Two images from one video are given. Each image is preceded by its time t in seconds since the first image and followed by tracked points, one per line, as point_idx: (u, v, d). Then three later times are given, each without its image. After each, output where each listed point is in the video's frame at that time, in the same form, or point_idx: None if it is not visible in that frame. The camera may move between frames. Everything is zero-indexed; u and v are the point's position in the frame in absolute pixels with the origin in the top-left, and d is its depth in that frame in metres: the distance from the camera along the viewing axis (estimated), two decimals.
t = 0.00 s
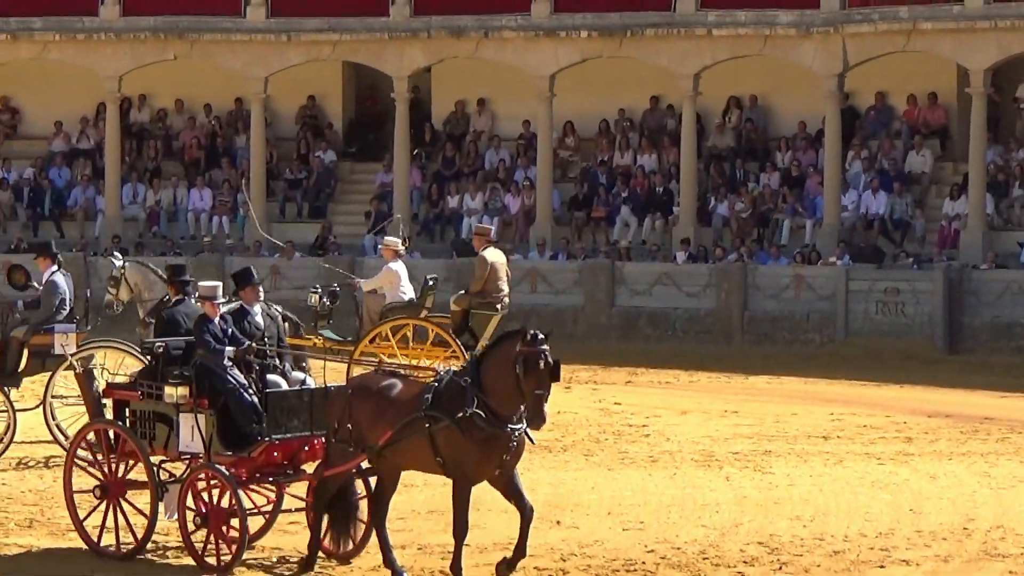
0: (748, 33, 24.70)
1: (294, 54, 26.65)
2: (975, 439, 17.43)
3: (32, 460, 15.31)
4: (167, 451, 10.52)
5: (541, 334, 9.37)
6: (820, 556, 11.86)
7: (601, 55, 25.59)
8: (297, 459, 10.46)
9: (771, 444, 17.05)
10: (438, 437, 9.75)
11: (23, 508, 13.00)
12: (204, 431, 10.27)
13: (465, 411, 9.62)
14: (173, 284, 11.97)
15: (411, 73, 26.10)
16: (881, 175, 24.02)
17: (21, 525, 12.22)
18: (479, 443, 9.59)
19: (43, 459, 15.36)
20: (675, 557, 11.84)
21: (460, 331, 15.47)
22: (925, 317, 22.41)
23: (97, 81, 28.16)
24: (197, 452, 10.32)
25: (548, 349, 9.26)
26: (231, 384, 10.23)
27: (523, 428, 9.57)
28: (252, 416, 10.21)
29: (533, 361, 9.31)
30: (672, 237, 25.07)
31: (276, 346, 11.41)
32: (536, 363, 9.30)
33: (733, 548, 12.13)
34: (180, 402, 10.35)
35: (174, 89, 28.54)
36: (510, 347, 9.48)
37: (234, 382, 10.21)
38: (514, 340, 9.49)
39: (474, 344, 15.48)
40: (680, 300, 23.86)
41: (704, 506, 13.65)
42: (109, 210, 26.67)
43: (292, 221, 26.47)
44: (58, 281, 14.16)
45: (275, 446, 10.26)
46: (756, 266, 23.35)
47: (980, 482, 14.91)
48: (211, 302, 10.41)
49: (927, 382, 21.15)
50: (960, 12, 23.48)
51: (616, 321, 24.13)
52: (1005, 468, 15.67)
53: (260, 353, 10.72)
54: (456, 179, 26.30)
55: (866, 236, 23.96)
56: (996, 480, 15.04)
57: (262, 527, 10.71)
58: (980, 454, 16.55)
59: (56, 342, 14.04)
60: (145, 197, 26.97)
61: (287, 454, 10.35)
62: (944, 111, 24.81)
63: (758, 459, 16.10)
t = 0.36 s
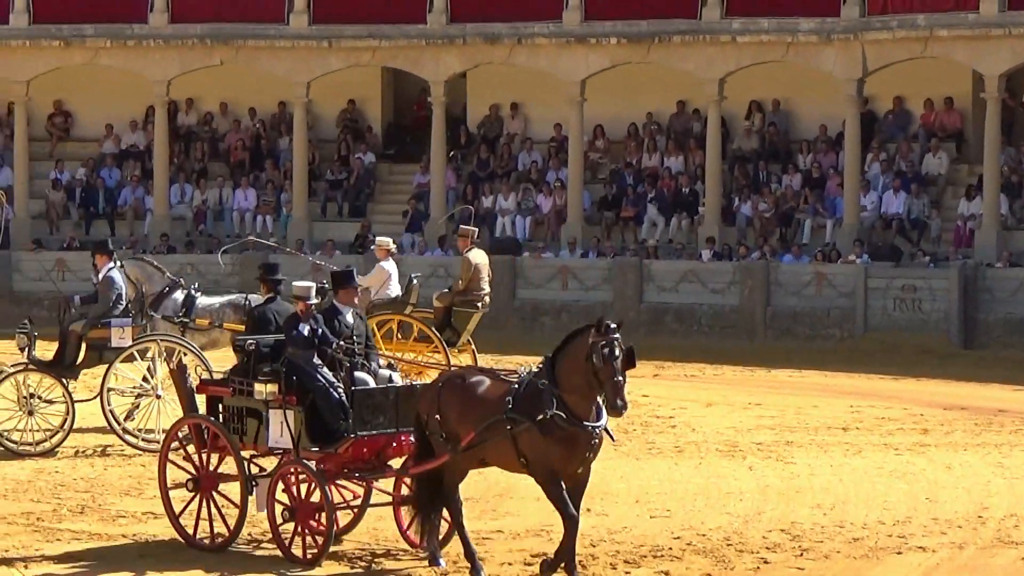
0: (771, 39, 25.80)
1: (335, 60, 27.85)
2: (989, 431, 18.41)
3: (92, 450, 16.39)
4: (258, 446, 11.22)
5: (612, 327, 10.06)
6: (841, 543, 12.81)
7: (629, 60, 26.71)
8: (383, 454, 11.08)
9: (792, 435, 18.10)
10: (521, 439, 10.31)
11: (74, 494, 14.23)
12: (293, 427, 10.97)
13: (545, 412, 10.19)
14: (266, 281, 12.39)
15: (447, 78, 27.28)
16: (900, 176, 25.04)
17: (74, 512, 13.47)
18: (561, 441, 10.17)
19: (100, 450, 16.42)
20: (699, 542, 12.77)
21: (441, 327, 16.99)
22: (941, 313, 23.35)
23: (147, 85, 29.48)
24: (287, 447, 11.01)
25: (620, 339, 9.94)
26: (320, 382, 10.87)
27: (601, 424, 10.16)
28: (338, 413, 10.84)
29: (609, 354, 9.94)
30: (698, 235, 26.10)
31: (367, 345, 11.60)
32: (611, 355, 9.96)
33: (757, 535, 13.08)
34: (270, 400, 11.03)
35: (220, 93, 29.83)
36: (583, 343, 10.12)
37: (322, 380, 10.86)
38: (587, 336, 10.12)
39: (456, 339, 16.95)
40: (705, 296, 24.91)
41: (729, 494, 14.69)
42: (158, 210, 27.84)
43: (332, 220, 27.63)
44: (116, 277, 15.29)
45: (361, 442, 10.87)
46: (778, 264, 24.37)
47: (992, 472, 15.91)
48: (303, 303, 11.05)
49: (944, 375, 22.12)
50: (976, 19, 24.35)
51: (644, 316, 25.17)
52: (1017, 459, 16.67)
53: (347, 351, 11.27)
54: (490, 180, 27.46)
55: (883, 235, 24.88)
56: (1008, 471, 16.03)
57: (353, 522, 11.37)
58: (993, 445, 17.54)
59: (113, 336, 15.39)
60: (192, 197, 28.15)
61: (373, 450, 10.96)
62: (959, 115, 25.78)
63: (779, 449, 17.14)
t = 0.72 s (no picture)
0: (797, 44, 26.93)
1: (378, 63, 29.13)
2: (1006, 420, 19.49)
3: (149, 437, 17.33)
4: (347, 439, 11.66)
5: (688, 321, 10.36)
6: (863, 529, 13.74)
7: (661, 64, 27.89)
8: (468, 449, 11.46)
9: (817, 424, 19.23)
10: (595, 429, 10.67)
11: (128, 479, 15.14)
12: (380, 421, 11.39)
13: (617, 403, 10.53)
14: (355, 280, 13.28)
15: (486, 81, 28.54)
16: (921, 176, 26.14)
17: (128, 496, 14.35)
18: (633, 433, 10.50)
19: (156, 436, 17.31)
20: (725, 529, 13.72)
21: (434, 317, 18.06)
22: (960, 306, 24.41)
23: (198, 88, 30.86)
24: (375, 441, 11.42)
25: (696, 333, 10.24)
26: (405, 376, 11.30)
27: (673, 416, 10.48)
28: (423, 407, 11.22)
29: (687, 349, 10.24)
30: (727, 232, 27.22)
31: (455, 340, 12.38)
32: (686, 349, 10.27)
33: (784, 521, 14.09)
34: (359, 394, 11.48)
35: (269, 94, 31.20)
36: (658, 337, 10.45)
37: (407, 376, 11.29)
38: (664, 332, 10.44)
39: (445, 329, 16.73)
40: (733, 291, 26.01)
41: (757, 481, 15.81)
42: (209, 207, 29.16)
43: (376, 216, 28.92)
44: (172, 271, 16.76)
45: (446, 437, 11.25)
46: (804, 260, 25.46)
47: (1008, 460, 17.01)
48: (390, 299, 11.51)
49: (964, 366, 23.16)
50: (994, 24, 25.36)
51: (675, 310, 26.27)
52: None
53: (435, 348, 11.92)
54: (527, 179, 28.60)
55: (905, 231, 25.90)
56: None
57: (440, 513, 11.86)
58: (1009, 433, 18.62)
59: (169, 328, 16.65)
60: (242, 195, 29.43)
61: (458, 444, 11.35)
62: (978, 117, 26.77)
63: (804, 437, 18.27)
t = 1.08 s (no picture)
0: (826, 42, 28.03)
1: (423, 61, 30.37)
2: None
3: (201, 421, 17.96)
4: (433, 428, 11.95)
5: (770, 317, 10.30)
6: (889, 510, 14.42)
7: (695, 61, 28.98)
8: (551, 439, 11.62)
9: (844, 408, 20.33)
10: (668, 419, 10.70)
11: (182, 460, 15.69)
12: (464, 412, 11.59)
13: (691, 394, 10.55)
14: (444, 271, 12.99)
15: (526, 78, 29.74)
16: (945, 169, 27.22)
17: (182, 476, 14.91)
18: (705, 424, 10.50)
19: (209, 419, 17.99)
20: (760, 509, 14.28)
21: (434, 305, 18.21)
22: (983, 295, 25.46)
23: (250, 85, 32.23)
24: (458, 431, 11.67)
25: (777, 330, 10.20)
26: (490, 367, 11.47)
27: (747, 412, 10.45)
28: (507, 397, 11.38)
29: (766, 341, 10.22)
30: (758, 224, 28.29)
31: (541, 334, 12.22)
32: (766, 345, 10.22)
33: (814, 501, 14.83)
34: (444, 383, 11.71)
35: (317, 91, 32.54)
36: (738, 331, 10.42)
37: (492, 366, 11.46)
38: (743, 323, 10.42)
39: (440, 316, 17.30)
40: (764, 280, 27.07)
41: (787, 463, 16.79)
42: (260, 199, 30.49)
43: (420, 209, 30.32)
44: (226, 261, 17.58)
45: (529, 427, 11.41)
46: (833, 250, 26.53)
47: None
48: (475, 292, 11.68)
49: (988, 353, 24.16)
50: (1016, 24, 26.40)
51: (708, 298, 27.35)
52: None
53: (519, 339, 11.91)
54: (565, 172, 29.82)
55: (930, 223, 26.99)
56: None
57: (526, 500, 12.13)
58: None
59: (222, 314, 17.41)
60: (291, 187, 30.72)
61: (540, 434, 11.50)
62: (1001, 113, 27.84)
63: (832, 421, 19.37)
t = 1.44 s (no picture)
0: (850, 44, 29.22)
1: (462, 63, 31.57)
2: None
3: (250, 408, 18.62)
4: (511, 422, 12.24)
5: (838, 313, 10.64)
6: (911, 495, 15.06)
7: (724, 63, 30.14)
8: (626, 431, 11.83)
9: (869, 397, 21.46)
10: (735, 414, 11.03)
11: (229, 447, 16.45)
12: (539, 406, 11.87)
13: (757, 388, 10.88)
14: (523, 267, 13.37)
15: (561, 79, 30.89)
16: (966, 167, 28.40)
17: (230, 462, 15.61)
18: (773, 419, 10.84)
19: (257, 407, 18.59)
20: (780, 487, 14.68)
21: (432, 297, 19.16)
22: (1002, 288, 26.44)
23: (296, 85, 33.56)
24: (533, 424, 11.96)
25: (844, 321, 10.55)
26: (565, 363, 11.73)
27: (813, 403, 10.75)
28: (580, 392, 11.63)
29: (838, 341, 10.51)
30: (785, 219, 29.38)
31: (617, 329, 12.53)
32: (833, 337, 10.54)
33: (838, 487, 15.51)
34: (519, 377, 12.02)
35: (360, 91, 33.83)
36: (805, 326, 10.75)
37: (567, 361, 11.71)
38: (814, 323, 10.71)
39: (444, 308, 19.16)
40: (792, 274, 28.22)
41: (814, 449, 17.74)
42: (306, 195, 31.79)
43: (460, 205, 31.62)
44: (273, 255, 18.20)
45: (605, 421, 11.64)
46: (857, 245, 27.66)
47: None
48: (552, 289, 12.00)
49: (1007, 344, 25.14)
50: None
51: (736, 291, 28.55)
52: None
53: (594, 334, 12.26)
54: (600, 170, 31.10)
55: (951, 218, 28.10)
56: None
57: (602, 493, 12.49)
58: None
59: (271, 306, 18.02)
60: (336, 184, 32.04)
61: (615, 428, 11.73)
62: (1020, 112, 28.80)
63: (858, 410, 20.45)
